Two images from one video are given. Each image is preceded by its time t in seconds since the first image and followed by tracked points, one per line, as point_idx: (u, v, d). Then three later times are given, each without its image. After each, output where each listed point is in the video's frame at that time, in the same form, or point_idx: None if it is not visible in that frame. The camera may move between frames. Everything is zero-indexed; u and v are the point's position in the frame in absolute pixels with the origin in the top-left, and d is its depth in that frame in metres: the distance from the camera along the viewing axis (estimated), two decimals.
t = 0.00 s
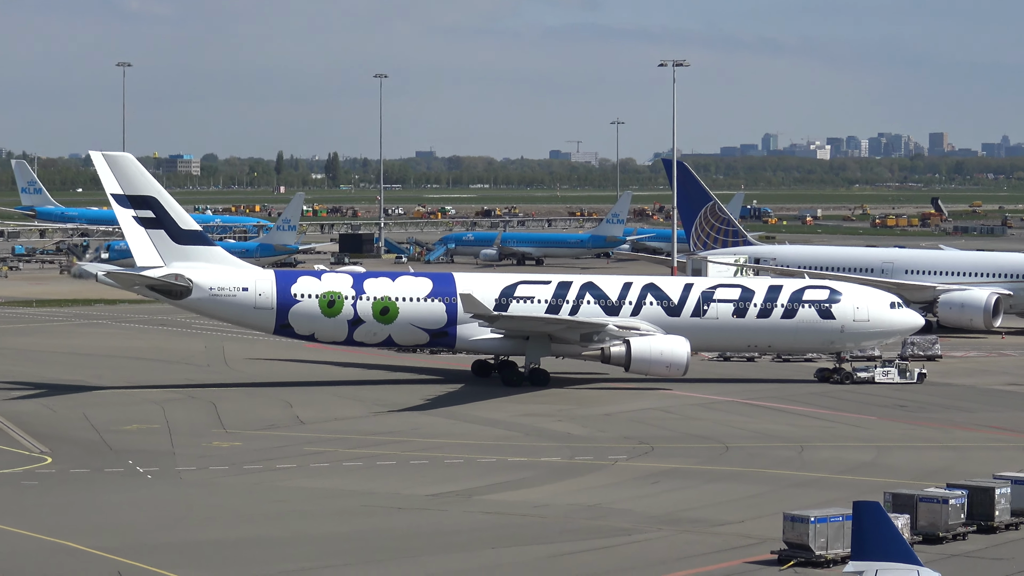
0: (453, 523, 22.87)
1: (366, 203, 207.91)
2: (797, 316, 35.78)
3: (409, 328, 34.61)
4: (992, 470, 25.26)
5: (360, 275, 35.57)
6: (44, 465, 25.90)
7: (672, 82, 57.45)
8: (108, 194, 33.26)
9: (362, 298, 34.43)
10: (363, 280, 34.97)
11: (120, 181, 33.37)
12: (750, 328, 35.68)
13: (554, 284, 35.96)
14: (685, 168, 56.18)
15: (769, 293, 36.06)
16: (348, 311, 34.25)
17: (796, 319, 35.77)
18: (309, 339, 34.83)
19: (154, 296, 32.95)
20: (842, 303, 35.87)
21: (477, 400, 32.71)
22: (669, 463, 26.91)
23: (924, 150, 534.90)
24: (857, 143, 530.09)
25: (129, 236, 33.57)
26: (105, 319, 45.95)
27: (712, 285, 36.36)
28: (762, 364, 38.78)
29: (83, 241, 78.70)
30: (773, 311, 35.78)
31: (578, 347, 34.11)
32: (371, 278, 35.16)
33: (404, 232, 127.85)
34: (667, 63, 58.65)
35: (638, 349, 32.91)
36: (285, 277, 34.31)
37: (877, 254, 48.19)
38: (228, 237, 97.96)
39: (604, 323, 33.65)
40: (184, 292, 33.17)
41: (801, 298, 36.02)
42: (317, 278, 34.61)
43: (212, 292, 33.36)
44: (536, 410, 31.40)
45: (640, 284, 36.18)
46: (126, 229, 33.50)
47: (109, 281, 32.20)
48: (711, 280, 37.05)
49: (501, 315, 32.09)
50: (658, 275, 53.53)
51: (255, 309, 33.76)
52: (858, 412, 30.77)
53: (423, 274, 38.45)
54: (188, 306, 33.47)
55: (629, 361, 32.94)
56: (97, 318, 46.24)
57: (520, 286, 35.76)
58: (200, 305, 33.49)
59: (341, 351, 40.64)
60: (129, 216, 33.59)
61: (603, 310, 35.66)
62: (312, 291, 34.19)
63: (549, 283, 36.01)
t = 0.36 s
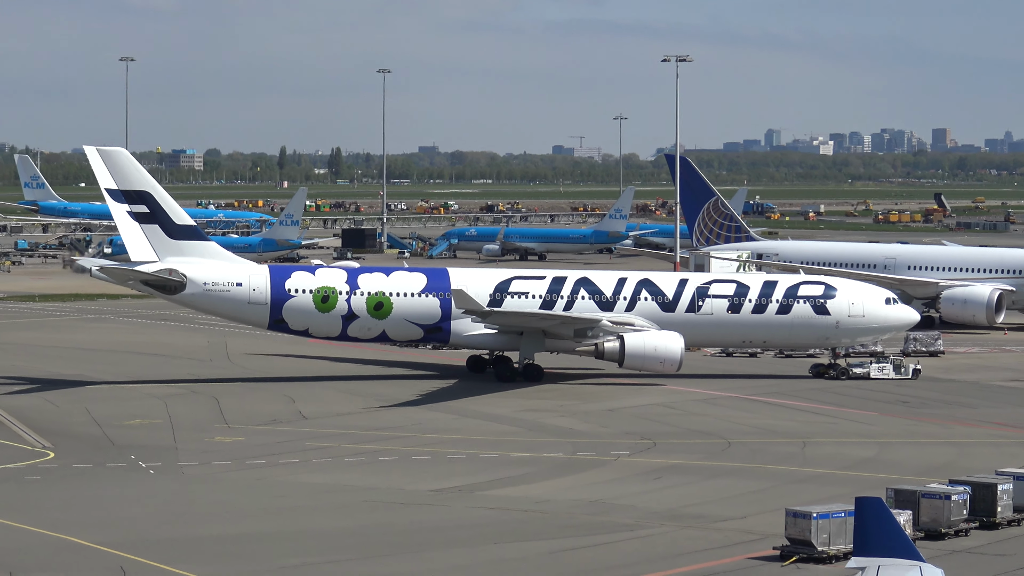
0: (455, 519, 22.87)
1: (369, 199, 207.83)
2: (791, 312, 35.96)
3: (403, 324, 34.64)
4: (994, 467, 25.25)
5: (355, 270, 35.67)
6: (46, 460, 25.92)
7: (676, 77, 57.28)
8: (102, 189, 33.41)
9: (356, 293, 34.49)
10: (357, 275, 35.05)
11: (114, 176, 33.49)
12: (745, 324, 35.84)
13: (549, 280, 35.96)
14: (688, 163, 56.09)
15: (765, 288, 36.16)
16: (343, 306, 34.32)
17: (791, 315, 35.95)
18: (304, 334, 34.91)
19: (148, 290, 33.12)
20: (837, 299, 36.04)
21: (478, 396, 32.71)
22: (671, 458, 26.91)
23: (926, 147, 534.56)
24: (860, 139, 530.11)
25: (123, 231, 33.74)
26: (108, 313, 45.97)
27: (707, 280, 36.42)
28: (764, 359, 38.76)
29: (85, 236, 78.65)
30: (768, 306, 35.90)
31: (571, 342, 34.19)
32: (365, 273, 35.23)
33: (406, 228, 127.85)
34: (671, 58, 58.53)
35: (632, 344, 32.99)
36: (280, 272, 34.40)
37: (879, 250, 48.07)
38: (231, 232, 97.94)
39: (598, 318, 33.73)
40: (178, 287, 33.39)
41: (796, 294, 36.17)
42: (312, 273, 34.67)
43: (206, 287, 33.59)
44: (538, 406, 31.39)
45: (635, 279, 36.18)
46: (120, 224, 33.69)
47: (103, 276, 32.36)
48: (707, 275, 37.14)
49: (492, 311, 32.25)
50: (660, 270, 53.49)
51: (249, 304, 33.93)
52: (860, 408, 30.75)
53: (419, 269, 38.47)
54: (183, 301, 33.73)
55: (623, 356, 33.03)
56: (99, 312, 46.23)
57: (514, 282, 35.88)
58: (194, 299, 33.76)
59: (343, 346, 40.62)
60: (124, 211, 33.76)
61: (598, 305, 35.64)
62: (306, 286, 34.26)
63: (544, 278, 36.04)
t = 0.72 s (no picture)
0: (461, 521, 22.86)
1: (375, 200, 207.76)
2: (789, 314, 35.95)
3: (401, 326, 34.71)
4: (1000, 468, 25.21)
5: (352, 272, 35.73)
6: (52, 463, 25.96)
7: (682, 78, 57.25)
8: (100, 192, 33.61)
9: (353, 296, 34.56)
10: (355, 278, 35.12)
11: (111, 179, 33.71)
12: (743, 325, 35.86)
13: (546, 282, 36.02)
14: (694, 165, 56.10)
15: (762, 290, 36.19)
16: (340, 309, 34.37)
17: (789, 317, 35.94)
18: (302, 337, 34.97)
19: (145, 293, 33.29)
20: (835, 301, 36.05)
21: (483, 398, 32.71)
22: (676, 460, 26.89)
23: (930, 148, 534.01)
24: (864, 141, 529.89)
25: (120, 233, 33.81)
26: (114, 316, 46.04)
27: (705, 282, 36.46)
28: (769, 361, 38.75)
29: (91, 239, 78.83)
30: (766, 308, 35.91)
31: (568, 345, 34.22)
32: (362, 276, 35.29)
33: (413, 230, 128.02)
34: (676, 60, 58.53)
35: (629, 346, 32.97)
36: (277, 275, 34.47)
37: (885, 251, 48.05)
38: (237, 234, 98.13)
39: (595, 320, 33.77)
40: (175, 290, 33.46)
41: (794, 296, 36.17)
42: (309, 276, 34.73)
43: (203, 289, 33.67)
44: (544, 408, 31.38)
45: (633, 281, 36.23)
46: (117, 227, 33.78)
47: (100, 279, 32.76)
48: (705, 277, 37.17)
49: (488, 313, 32.34)
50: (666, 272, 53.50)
51: (246, 306, 34.01)
52: (866, 409, 30.73)
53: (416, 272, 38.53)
54: (180, 304, 33.74)
55: (620, 358, 33.05)
56: (105, 315, 46.30)
57: (511, 284, 35.92)
58: (191, 302, 33.80)
59: (349, 348, 40.63)
60: (121, 214, 33.90)
61: (595, 307, 35.69)
62: (304, 289, 34.33)
63: (541, 281, 36.08)
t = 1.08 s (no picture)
0: (470, 522, 22.85)
1: (381, 201, 207.63)
2: (790, 314, 35.96)
3: (400, 327, 34.70)
4: (1010, 468, 25.22)
5: (352, 274, 35.73)
6: (61, 464, 25.92)
7: (690, 78, 57.33)
8: (99, 194, 33.60)
9: (353, 297, 34.57)
10: (354, 279, 35.13)
11: (111, 181, 33.72)
12: (744, 326, 35.86)
13: (546, 283, 36.01)
14: (702, 165, 56.12)
15: (763, 291, 36.22)
16: (339, 310, 34.39)
17: (790, 317, 35.95)
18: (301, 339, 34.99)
19: (145, 295, 33.33)
20: (836, 301, 36.07)
21: (491, 398, 32.69)
22: (685, 461, 26.88)
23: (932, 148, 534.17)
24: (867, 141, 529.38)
25: (119, 235, 33.73)
26: (123, 317, 46.01)
27: (705, 283, 36.47)
28: (778, 362, 38.75)
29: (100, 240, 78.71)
30: (767, 309, 35.92)
31: (568, 346, 34.27)
32: (362, 277, 35.30)
33: (421, 231, 128.13)
34: (684, 60, 58.55)
35: (629, 347, 32.95)
36: (276, 276, 34.48)
37: (893, 251, 48.11)
38: (245, 236, 98.05)
39: (594, 321, 33.82)
40: (175, 291, 33.45)
41: (795, 296, 36.18)
42: (309, 278, 34.74)
43: (203, 290, 33.65)
44: (552, 409, 31.38)
45: (633, 281, 36.26)
46: (116, 229, 33.70)
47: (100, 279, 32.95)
48: (706, 278, 37.19)
49: (486, 315, 32.35)
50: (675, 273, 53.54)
51: (245, 308, 34.01)
52: (875, 410, 30.74)
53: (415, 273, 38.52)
54: (179, 305, 33.73)
55: (619, 359, 33.06)
56: (114, 316, 46.27)
57: (511, 285, 35.90)
58: (191, 303, 33.80)
59: (357, 350, 40.59)
60: (120, 216, 33.85)
61: (595, 308, 35.70)
62: (303, 291, 34.34)
63: (541, 282, 36.07)
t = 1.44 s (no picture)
0: (481, 523, 22.85)
1: (391, 202, 207.25)
2: (792, 314, 35.95)
3: (401, 329, 34.68)
4: (1021, 469, 25.21)
5: (353, 275, 35.71)
6: (72, 465, 25.92)
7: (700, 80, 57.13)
8: (100, 196, 33.66)
9: (354, 298, 34.56)
10: (355, 280, 35.12)
11: (111, 183, 33.76)
12: (746, 326, 35.85)
13: (547, 284, 35.99)
14: (712, 166, 56.15)
15: (764, 291, 36.22)
16: (340, 312, 34.39)
17: (792, 317, 35.94)
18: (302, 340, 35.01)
19: (145, 297, 33.31)
20: (838, 301, 36.05)
21: (500, 399, 32.69)
22: (696, 461, 26.88)
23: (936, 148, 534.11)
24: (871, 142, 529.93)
25: (119, 237, 33.79)
26: (133, 319, 45.99)
27: (707, 283, 36.48)
28: (788, 363, 38.75)
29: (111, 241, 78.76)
30: (768, 309, 35.92)
31: (568, 346, 34.41)
32: (363, 278, 35.28)
33: (431, 232, 128.28)
34: (693, 60, 58.40)
35: (629, 348, 32.92)
36: (277, 278, 34.47)
37: (903, 251, 48.22)
38: (254, 237, 98.14)
39: (594, 322, 33.99)
40: (176, 293, 33.44)
41: (797, 297, 36.19)
42: (310, 279, 34.73)
43: (203, 292, 33.61)
44: (562, 409, 31.38)
45: (635, 282, 36.28)
46: (117, 230, 33.76)
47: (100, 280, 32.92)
48: (707, 278, 37.20)
49: (485, 317, 32.38)
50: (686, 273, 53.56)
51: (246, 310, 33.99)
52: (886, 410, 30.74)
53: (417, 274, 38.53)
54: (180, 306, 33.70)
55: (620, 360, 33.04)
56: (124, 318, 46.28)
57: (513, 286, 35.88)
58: (192, 305, 33.79)
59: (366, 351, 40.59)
60: (121, 218, 33.91)
61: (596, 309, 35.70)
62: (304, 292, 34.34)
63: (543, 282, 36.06)
